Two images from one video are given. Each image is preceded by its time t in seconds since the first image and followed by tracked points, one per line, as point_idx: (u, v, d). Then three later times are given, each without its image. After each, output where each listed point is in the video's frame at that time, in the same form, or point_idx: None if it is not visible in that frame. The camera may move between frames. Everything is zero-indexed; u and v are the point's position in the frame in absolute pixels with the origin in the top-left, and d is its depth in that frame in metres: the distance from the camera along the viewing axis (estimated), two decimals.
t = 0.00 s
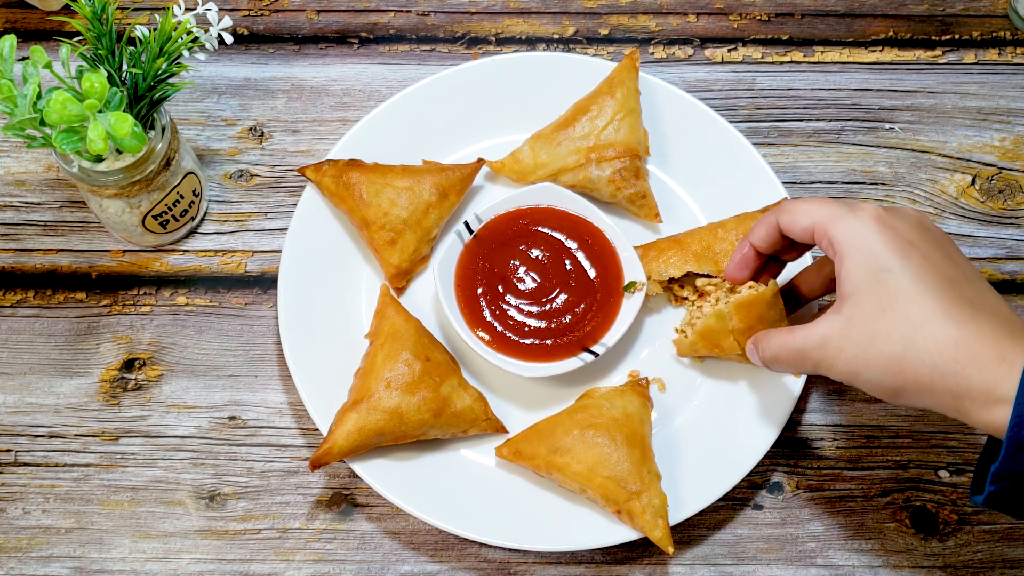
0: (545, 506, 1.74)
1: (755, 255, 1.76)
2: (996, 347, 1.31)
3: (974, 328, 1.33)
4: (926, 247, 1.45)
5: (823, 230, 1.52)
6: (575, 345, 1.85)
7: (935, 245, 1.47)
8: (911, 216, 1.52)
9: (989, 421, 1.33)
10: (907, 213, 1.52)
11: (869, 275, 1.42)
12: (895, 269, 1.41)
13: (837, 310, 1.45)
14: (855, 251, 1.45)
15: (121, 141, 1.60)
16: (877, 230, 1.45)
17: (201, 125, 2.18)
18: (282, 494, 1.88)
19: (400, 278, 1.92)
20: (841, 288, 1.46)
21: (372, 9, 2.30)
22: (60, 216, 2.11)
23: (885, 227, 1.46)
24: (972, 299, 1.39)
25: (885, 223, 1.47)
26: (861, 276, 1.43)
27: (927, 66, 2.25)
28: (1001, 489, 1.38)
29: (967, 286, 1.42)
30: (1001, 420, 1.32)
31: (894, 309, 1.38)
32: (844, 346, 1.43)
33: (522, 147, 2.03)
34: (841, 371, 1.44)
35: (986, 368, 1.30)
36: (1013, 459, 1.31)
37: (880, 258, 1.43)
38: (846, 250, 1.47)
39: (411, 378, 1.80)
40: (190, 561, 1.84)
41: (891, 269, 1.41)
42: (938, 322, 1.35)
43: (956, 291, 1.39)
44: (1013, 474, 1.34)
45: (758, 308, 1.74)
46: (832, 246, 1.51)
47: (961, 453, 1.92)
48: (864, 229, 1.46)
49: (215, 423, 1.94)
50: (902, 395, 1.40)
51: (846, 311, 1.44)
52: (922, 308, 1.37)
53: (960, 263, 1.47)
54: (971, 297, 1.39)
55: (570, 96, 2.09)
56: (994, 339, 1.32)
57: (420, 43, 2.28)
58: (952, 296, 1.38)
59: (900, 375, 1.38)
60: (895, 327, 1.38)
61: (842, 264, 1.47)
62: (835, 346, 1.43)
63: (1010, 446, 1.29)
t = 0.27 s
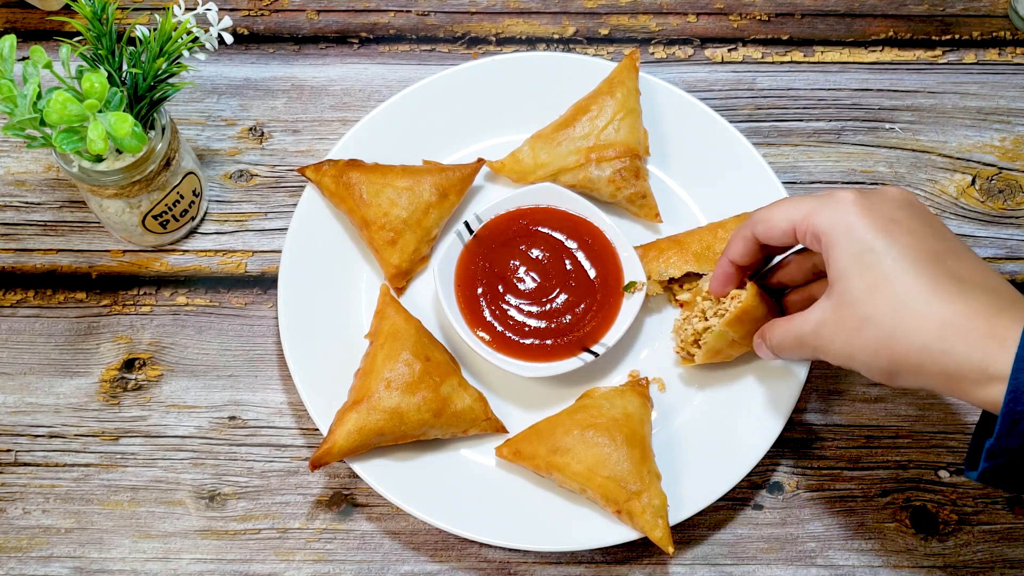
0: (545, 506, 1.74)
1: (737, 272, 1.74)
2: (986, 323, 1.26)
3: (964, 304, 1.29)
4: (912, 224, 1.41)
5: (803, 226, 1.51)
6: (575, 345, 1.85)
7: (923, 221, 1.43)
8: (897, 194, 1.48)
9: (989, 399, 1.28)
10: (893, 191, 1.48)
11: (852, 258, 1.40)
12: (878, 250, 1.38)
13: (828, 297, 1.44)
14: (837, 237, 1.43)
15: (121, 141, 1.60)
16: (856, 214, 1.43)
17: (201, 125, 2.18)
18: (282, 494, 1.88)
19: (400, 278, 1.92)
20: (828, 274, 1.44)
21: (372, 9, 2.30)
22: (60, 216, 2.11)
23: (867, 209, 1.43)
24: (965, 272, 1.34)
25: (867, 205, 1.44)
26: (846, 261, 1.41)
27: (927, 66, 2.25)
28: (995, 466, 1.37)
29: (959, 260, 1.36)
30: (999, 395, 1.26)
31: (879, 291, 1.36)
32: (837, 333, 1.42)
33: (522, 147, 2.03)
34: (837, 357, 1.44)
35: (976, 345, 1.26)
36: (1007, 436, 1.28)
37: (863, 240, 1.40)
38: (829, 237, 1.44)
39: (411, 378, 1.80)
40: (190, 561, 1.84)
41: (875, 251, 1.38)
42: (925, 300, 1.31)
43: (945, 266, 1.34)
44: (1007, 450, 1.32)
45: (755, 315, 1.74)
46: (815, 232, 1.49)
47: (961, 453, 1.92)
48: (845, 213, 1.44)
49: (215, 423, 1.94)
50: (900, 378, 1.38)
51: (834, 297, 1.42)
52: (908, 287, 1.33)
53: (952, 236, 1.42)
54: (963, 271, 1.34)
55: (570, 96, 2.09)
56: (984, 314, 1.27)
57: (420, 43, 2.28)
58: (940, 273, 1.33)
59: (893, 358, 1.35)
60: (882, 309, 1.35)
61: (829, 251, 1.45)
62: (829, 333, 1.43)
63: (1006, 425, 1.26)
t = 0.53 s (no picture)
0: (545, 506, 1.74)
1: (732, 276, 1.73)
2: (982, 342, 1.33)
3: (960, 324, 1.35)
4: (907, 238, 1.44)
5: (797, 238, 1.53)
6: (575, 345, 1.85)
7: (916, 231, 1.46)
8: (889, 203, 1.50)
9: (980, 413, 1.37)
10: (885, 200, 1.50)
11: (850, 274, 1.43)
12: (875, 268, 1.42)
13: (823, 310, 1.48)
14: (833, 252, 1.46)
15: (121, 141, 1.60)
16: (853, 229, 1.45)
17: (201, 125, 2.18)
18: (282, 494, 1.88)
19: (401, 278, 1.92)
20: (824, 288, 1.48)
21: (372, 9, 2.30)
22: (60, 216, 2.11)
23: (860, 223, 1.46)
24: (958, 286, 1.40)
25: (861, 219, 1.46)
26: (842, 277, 1.44)
27: (927, 66, 2.25)
28: (988, 482, 1.38)
29: (953, 273, 1.41)
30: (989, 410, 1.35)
31: (878, 309, 1.40)
32: (833, 346, 1.46)
33: (522, 147, 2.03)
34: (832, 367, 1.49)
35: (973, 364, 1.33)
36: (1002, 450, 1.31)
37: (859, 256, 1.43)
38: (824, 252, 1.47)
39: (412, 378, 1.80)
40: (190, 561, 1.84)
41: (871, 268, 1.42)
42: (923, 319, 1.37)
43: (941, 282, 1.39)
44: (1001, 466, 1.34)
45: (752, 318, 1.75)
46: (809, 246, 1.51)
47: (961, 453, 1.92)
48: (838, 229, 1.46)
49: (215, 423, 1.94)
50: (894, 390, 1.45)
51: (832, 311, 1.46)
52: (906, 307, 1.38)
53: (945, 244, 1.46)
54: (958, 286, 1.39)
55: (570, 96, 2.09)
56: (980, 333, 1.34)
57: (420, 43, 2.28)
58: (936, 290, 1.38)
59: (892, 374, 1.41)
60: (881, 327, 1.40)
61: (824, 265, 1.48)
62: (825, 345, 1.47)
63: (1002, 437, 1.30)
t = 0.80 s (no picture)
0: (545, 506, 1.74)
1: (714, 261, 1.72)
2: (991, 317, 1.40)
3: (968, 302, 1.41)
4: (900, 224, 1.48)
5: (788, 236, 1.50)
6: (575, 345, 1.85)
7: (904, 215, 1.49)
8: (871, 188, 1.52)
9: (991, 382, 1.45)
10: (866, 187, 1.52)
11: (854, 270, 1.45)
12: (878, 261, 1.44)
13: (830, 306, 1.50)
14: (832, 249, 1.46)
15: (121, 141, 1.60)
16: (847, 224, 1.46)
17: (201, 125, 2.18)
18: (282, 494, 1.88)
19: (401, 278, 1.92)
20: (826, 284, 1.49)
21: (372, 9, 2.30)
22: (60, 216, 2.11)
23: (853, 216, 1.47)
24: (954, 266, 1.45)
25: (853, 211, 1.47)
26: (847, 272, 1.45)
27: (927, 66, 2.25)
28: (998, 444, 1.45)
29: (947, 253, 1.46)
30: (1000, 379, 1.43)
31: (888, 301, 1.43)
32: (845, 340, 1.49)
33: (522, 147, 2.03)
34: (846, 357, 1.52)
35: (986, 341, 1.40)
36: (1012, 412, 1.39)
37: (860, 251, 1.45)
38: (821, 250, 1.46)
39: (412, 378, 1.80)
40: (190, 561, 1.84)
41: (873, 261, 1.44)
42: (932, 305, 1.42)
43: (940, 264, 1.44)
44: (1012, 427, 1.41)
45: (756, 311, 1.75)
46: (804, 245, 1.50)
47: (961, 453, 1.92)
48: (835, 223, 1.46)
49: (215, 423, 1.94)
50: (906, 372, 1.50)
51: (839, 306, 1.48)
52: (913, 295, 1.43)
53: (933, 223, 1.51)
54: (954, 264, 1.45)
55: (570, 96, 2.09)
56: (987, 310, 1.41)
57: (420, 43, 2.28)
58: (940, 274, 1.44)
59: (907, 361, 1.46)
60: (893, 318, 1.44)
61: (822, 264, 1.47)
62: (837, 340, 1.50)
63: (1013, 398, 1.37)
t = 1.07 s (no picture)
0: (545, 506, 1.74)
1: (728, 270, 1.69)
2: (1010, 295, 1.34)
3: (985, 281, 1.35)
4: (911, 201, 1.41)
5: (801, 226, 1.45)
6: (575, 345, 1.85)
7: (916, 190, 1.42)
8: (879, 164, 1.45)
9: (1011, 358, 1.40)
10: (875, 163, 1.45)
11: (868, 252, 1.40)
12: (891, 243, 1.39)
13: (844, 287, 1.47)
14: (844, 233, 1.41)
15: (121, 141, 1.60)
16: (858, 207, 1.40)
17: (201, 125, 2.18)
18: (282, 494, 1.88)
19: (401, 278, 1.92)
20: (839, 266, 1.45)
21: (372, 9, 2.30)
22: (60, 216, 2.11)
23: (861, 197, 1.41)
24: (970, 241, 1.39)
25: (860, 192, 1.41)
26: (856, 257, 1.41)
27: (927, 66, 2.25)
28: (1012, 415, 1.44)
29: (961, 228, 1.40)
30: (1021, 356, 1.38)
31: (902, 282, 1.39)
32: (860, 320, 1.47)
33: (522, 147, 2.03)
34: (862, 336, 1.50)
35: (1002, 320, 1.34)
36: None
37: (873, 232, 1.39)
38: (834, 236, 1.41)
39: (412, 378, 1.80)
40: (190, 561, 1.84)
41: (887, 242, 1.39)
42: (948, 284, 1.36)
43: (954, 242, 1.38)
44: None
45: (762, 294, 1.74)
46: (811, 232, 1.45)
47: (961, 453, 1.92)
48: (843, 206, 1.41)
49: (215, 423, 1.94)
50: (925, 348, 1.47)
51: (851, 288, 1.45)
52: (927, 276, 1.37)
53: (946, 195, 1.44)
54: (970, 240, 1.39)
55: (570, 96, 2.09)
56: (1004, 287, 1.34)
57: (420, 43, 2.28)
58: (954, 252, 1.37)
59: (925, 339, 1.43)
60: (908, 299, 1.39)
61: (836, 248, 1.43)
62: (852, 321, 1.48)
63: None
